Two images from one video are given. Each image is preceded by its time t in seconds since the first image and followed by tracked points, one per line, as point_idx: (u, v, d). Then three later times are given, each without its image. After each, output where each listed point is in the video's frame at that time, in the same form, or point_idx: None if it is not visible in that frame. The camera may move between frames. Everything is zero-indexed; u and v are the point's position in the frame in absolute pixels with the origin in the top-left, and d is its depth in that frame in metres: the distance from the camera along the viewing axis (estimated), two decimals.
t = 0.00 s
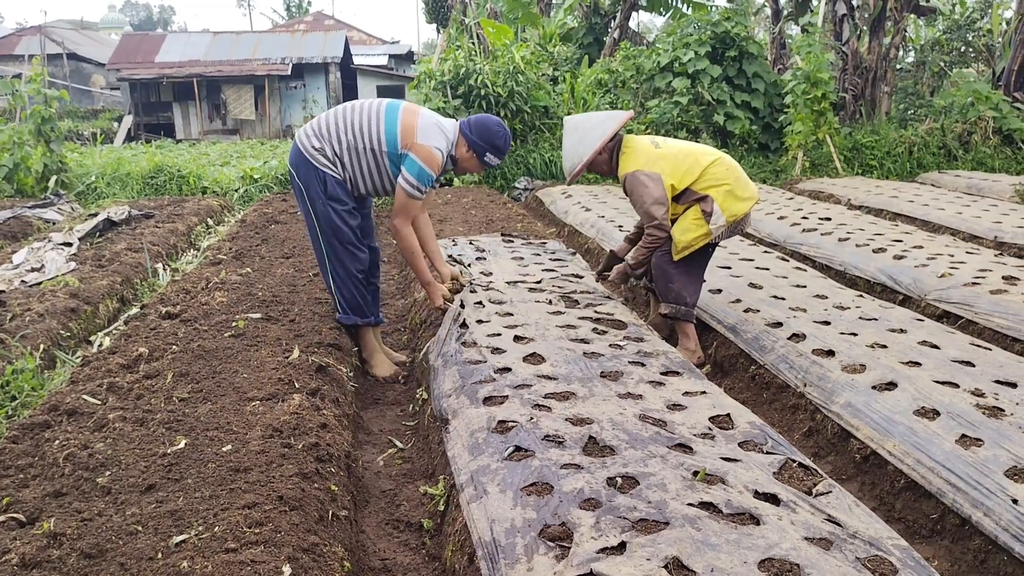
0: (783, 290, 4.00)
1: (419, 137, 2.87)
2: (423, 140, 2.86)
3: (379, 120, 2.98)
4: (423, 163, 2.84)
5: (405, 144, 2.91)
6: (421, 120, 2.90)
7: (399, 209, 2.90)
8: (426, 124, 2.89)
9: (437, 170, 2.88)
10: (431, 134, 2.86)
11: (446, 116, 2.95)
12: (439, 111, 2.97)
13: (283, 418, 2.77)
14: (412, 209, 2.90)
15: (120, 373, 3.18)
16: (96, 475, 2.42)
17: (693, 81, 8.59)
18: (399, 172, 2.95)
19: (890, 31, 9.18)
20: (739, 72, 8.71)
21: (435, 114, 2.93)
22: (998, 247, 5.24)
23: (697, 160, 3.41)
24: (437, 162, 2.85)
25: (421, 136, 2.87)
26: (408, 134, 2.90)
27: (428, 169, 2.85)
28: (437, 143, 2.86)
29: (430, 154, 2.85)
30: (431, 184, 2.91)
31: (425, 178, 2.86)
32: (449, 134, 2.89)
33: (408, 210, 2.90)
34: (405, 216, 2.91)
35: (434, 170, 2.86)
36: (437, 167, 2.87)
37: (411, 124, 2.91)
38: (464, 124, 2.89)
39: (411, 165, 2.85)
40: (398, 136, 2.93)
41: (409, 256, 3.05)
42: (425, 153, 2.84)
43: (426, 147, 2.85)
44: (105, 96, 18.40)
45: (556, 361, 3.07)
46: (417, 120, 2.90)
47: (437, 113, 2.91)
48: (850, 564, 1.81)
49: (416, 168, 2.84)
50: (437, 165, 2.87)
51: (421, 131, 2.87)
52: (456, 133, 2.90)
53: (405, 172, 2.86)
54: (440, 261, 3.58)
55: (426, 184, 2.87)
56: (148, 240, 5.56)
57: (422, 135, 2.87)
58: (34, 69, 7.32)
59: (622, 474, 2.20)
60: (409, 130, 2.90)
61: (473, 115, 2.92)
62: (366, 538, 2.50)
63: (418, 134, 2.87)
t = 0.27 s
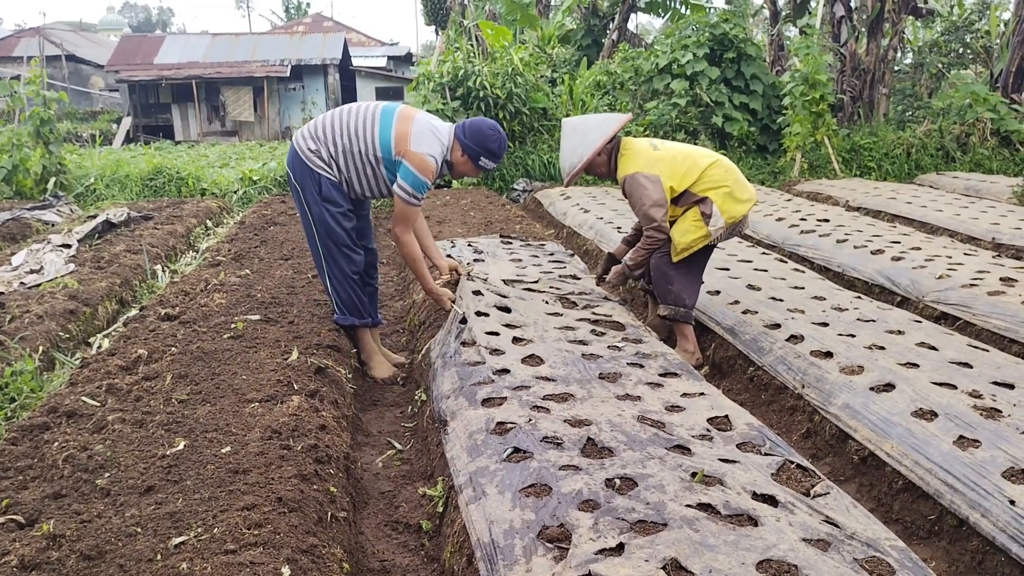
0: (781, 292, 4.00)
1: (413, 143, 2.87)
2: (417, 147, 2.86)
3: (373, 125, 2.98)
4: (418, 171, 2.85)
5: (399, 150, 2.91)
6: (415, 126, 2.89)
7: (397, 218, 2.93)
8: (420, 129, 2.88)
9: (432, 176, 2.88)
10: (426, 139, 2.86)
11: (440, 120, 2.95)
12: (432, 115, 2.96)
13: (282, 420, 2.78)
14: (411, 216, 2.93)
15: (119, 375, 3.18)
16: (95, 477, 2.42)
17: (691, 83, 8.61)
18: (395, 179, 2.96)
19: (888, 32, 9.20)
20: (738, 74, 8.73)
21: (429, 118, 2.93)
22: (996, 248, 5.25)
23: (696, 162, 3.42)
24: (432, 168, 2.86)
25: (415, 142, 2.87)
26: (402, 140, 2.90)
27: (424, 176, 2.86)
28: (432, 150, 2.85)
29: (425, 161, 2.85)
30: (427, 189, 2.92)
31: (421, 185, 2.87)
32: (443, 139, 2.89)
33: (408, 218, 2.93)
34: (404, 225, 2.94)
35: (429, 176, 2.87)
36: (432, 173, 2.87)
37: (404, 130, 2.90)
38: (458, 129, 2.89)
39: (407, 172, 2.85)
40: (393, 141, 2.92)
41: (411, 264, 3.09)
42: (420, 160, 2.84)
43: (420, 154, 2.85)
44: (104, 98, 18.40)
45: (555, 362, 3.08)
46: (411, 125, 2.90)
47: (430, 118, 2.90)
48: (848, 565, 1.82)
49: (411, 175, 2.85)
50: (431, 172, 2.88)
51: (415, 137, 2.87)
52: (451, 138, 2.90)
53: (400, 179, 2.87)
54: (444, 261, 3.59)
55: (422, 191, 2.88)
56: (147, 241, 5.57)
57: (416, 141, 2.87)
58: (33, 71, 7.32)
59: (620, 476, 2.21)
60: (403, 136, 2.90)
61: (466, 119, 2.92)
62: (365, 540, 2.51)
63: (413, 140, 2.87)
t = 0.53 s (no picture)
0: (780, 294, 4.01)
1: (408, 149, 2.87)
2: (412, 152, 2.87)
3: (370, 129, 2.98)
4: (412, 176, 2.86)
5: (395, 155, 2.92)
6: (411, 131, 2.89)
7: (395, 224, 2.96)
8: (415, 134, 2.89)
9: (428, 182, 2.89)
10: (421, 145, 2.86)
11: (436, 123, 2.94)
12: (429, 119, 2.96)
13: (281, 422, 2.78)
14: (409, 222, 2.95)
15: (118, 377, 3.18)
16: (94, 479, 2.42)
17: (690, 85, 8.63)
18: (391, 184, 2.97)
19: (886, 34, 9.24)
20: (736, 76, 8.75)
21: (425, 122, 2.92)
22: (994, 250, 5.25)
23: (694, 164, 3.42)
24: (427, 174, 2.86)
25: (410, 148, 2.87)
26: (398, 145, 2.90)
27: (419, 182, 2.87)
28: (427, 155, 2.86)
29: (419, 167, 2.85)
30: (423, 194, 2.93)
31: (416, 191, 2.88)
32: (439, 144, 2.88)
33: (405, 223, 2.95)
34: (403, 231, 2.97)
35: (424, 182, 2.88)
36: (427, 179, 2.88)
37: (400, 135, 2.91)
38: (454, 133, 2.88)
39: (401, 179, 2.87)
40: (389, 147, 2.93)
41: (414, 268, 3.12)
42: (415, 165, 2.85)
43: (416, 160, 2.85)
44: (102, 99, 18.39)
45: (553, 364, 3.08)
46: (406, 130, 2.91)
47: (426, 122, 2.90)
48: (846, 567, 1.82)
49: (405, 182, 2.86)
50: (427, 177, 2.88)
51: (410, 142, 2.88)
52: (447, 142, 2.90)
53: (396, 185, 2.89)
54: (444, 261, 3.59)
55: (417, 196, 2.90)
56: (145, 243, 5.56)
57: (411, 146, 2.87)
58: (31, 73, 7.32)
59: (619, 477, 2.21)
60: (399, 141, 2.90)
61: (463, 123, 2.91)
62: (364, 542, 2.51)
63: (408, 145, 2.88)
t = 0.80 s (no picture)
0: (779, 295, 4.01)
1: (408, 147, 2.88)
2: (411, 150, 2.88)
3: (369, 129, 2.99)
4: (411, 173, 2.86)
5: (393, 154, 2.92)
6: (410, 130, 2.91)
7: (382, 217, 2.91)
8: (414, 132, 2.90)
9: (426, 179, 2.89)
10: (420, 142, 2.87)
11: (435, 122, 2.96)
12: (428, 118, 2.97)
13: (280, 423, 2.78)
14: (397, 216, 2.91)
15: (117, 378, 3.18)
16: (93, 481, 2.42)
17: (689, 87, 8.64)
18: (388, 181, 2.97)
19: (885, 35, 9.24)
20: (735, 78, 8.77)
21: (424, 120, 2.94)
22: (994, 252, 5.25)
23: (693, 166, 3.43)
24: (425, 171, 2.87)
25: (409, 146, 2.88)
26: (397, 144, 2.91)
27: (417, 178, 2.87)
28: (427, 153, 2.86)
29: (418, 164, 2.86)
30: (420, 191, 2.93)
31: (414, 187, 2.88)
32: (438, 142, 2.89)
33: (393, 216, 2.91)
34: (388, 222, 2.92)
35: (423, 179, 2.88)
36: (426, 176, 2.89)
37: (399, 134, 2.92)
38: (453, 131, 2.89)
39: (399, 175, 2.87)
40: (388, 146, 2.94)
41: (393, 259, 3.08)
42: (414, 163, 2.85)
43: (415, 158, 2.86)
44: (102, 101, 18.39)
45: (553, 365, 3.09)
46: (406, 129, 2.92)
47: (425, 121, 2.92)
48: (845, 569, 1.82)
49: (403, 178, 2.86)
50: (426, 175, 2.89)
51: (409, 140, 2.89)
52: (445, 141, 2.91)
53: (393, 182, 2.88)
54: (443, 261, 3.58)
55: (414, 192, 2.89)
56: (145, 244, 5.56)
57: (410, 144, 2.88)
58: (31, 74, 7.33)
59: (618, 479, 2.21)
60: (398, 140, 2.91)
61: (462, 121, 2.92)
62: (363, 544, 2.51)
63: (407, 143, 2.89)
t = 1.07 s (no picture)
0: (779, 298, 4.01)
1: (407, 146, 2.89)
2: (411, 150, 2.88)
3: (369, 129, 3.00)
4: (409, 172, 2.86)
5: (392, 153, 2.93)
6: (411, 130, 2.92)
7: (370, 207, 2.90)
8: (415, 133, 2.91)
9: (423, 178, 2.89)
10: (420, 142, 2.88)
11: (436, 125, 2.97)
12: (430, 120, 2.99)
13: (281, 425, 2.78)
14: (386, 209, 2.91)
15: (117, 380, 3.18)
16: (94, 483, 2.42)
17: (689, 89, 8.64)
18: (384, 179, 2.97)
19: (885, 38, 9.22)
20: (735, 80, 8.77)
21: (425, 122, 2.95)
22: (993, 254, 5.26)
23: (693, 168, 3.44)
24: (424, 170, 2.87)
25: (408, 145, 2.89)
26: (396, 144, 2.92)
27: (414, 176, 2.87)
28: (427, 154, 2.87)
29: (416, 163, 2.86)
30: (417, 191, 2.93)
31: (411, 186, 2.88)
32: (438, 144, 2.90)
33: (381, 207, 2.90)
34: (376, 212, 2.91)
35: (420, 179, 2.88)
36: (424, 176, 2.89)
37: (399, 133, 2.93)
38: (453, 133, 2.90)
39: (396, 172, 2.87)
40: (388, 145, 2.94)
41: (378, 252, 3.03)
42: (413, 162, 2.86)
43: (415, 157, 2.87)
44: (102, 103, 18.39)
45: (553, 367, 3.09)
46: (407, 129, 2.93)
47: (426, 123, 2.93)
48: (846, 571, 1.82)
49: (400, 175, 2.86)
50: (424, 175, 2.89)
51: (409, 141, 2.90)
52: (446, 143, 2.92)
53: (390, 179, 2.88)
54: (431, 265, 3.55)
55: (410, 190, 2.89)
56: (145, 246, 5.56)
57: (410, 144, 2.89)
58: (31, 76, 7.33)
59: (619, 481, 2.21)
60: (398, 140, 2.92)
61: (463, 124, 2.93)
62: (363, 546, 2.50)
63: (407, 144, 2.90)
